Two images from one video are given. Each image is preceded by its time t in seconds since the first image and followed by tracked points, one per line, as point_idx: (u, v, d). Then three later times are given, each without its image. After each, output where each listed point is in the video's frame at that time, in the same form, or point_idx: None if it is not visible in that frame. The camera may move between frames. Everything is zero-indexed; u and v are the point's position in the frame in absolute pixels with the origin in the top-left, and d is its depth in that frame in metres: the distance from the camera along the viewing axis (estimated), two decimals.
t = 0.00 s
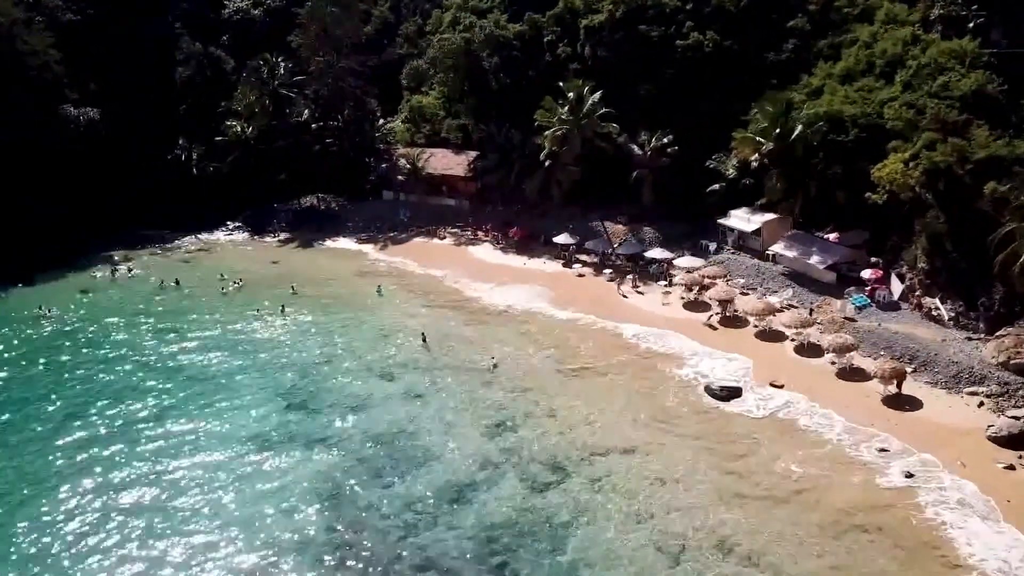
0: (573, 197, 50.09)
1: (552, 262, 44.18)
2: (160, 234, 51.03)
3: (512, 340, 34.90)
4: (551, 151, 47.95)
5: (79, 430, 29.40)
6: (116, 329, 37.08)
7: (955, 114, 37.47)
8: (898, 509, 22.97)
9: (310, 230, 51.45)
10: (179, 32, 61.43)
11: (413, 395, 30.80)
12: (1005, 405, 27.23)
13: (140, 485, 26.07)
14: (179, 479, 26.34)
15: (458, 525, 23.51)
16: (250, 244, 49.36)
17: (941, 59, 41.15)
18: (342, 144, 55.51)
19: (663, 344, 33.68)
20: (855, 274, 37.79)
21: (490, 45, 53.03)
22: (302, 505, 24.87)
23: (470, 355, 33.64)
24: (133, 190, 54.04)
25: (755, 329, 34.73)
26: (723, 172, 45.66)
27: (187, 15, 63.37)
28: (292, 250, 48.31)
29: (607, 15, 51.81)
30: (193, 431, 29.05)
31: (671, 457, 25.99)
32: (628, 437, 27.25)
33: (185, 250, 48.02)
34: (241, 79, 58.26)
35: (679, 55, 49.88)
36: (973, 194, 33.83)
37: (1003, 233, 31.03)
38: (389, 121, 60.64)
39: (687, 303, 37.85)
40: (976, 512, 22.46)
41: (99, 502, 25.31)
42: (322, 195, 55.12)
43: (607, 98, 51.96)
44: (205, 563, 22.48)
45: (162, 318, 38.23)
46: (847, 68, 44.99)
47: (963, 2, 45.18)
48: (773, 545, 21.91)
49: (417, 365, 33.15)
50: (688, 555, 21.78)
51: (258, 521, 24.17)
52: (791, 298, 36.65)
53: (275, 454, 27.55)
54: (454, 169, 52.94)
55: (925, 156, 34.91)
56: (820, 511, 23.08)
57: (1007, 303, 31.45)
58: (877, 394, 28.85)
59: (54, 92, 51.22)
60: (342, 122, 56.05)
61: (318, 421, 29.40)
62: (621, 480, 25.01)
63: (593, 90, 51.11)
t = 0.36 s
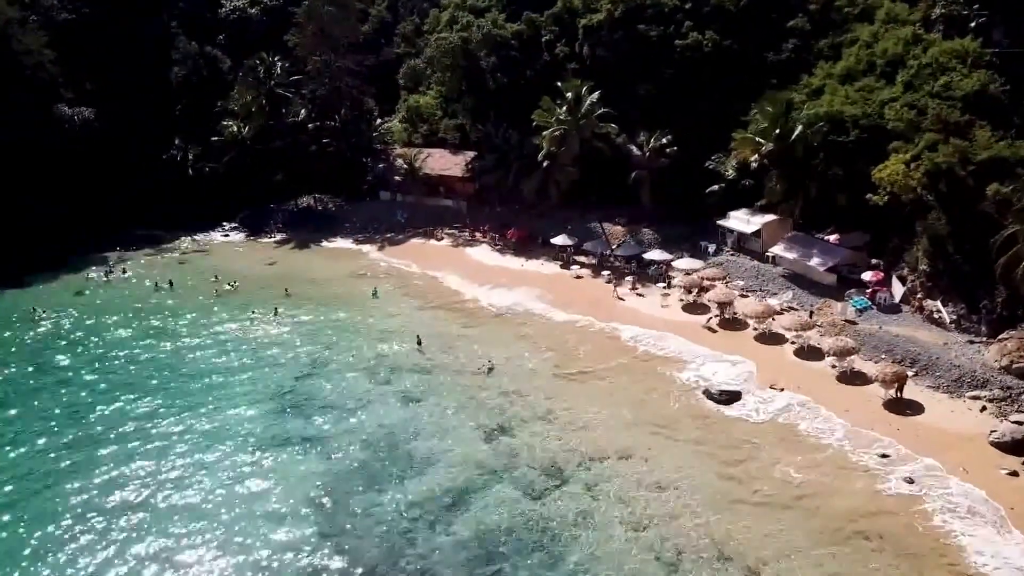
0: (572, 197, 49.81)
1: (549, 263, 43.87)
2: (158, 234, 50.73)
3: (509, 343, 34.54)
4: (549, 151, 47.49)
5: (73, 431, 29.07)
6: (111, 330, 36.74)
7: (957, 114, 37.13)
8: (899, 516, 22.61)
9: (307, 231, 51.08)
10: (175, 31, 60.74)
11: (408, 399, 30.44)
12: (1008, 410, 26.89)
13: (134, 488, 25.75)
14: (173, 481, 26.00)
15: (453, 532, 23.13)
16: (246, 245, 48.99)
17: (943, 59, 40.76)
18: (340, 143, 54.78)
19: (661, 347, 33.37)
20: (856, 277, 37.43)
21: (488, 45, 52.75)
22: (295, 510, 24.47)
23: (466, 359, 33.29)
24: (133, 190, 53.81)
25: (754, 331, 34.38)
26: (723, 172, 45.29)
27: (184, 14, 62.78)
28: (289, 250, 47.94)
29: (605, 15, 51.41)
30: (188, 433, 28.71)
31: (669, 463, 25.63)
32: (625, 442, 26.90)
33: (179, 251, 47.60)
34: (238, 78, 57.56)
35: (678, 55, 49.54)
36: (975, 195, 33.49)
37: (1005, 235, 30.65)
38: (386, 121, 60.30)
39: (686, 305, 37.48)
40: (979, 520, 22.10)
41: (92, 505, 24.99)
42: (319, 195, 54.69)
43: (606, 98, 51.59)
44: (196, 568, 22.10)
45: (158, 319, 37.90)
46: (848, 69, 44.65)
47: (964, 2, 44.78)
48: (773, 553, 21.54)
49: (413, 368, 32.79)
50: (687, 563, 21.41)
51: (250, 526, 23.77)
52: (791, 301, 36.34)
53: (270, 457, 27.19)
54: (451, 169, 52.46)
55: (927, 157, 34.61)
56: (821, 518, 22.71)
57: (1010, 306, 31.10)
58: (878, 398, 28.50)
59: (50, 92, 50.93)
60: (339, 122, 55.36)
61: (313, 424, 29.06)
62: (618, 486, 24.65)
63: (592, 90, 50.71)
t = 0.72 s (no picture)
0: (570, 197, 49.78)
1: (547, 262, 43.79)
2: (156, 233, 50.54)
3: (507, 343, 34.44)
4: (547, 150, 47.38)
5: (70, 432, 28.90)
6: (108, 330, 36.59)
7: (956, 113, 36.98)
8: (897, 517, 22.53)
9: (304, 230, 50.91)
10: (172, 28, 60.79)
11: (405, 399, 30.35)
12: (1006, 410, 26.82)
13: (131, 488, 25.59)
14: (170, 481, 25.84)
15: (449, 533, 23.02)
16: (243, 244, 48.88)
17: (942, 57, 40.64)
18: (338, 142, 55.00)
19: (660, 346, 33.26)
20: (855, 276, 37.26)
21: (485, 43, 52.32)
22: (291, 510, 24.30)
23: (464, 358, 33.18)
24: (132, 189, 53.65)
25: (752, 331, 34.26)
26: (722, 172, 45.08)
27: (179, 12, 63.20)
28: (286, 249, 47.79)
29: (604, 13, 51.17)
30: (185, 433, 28.55)
31: (666, 463, 25.54)
32: (623, 442, 26.82)
33: (176, 249, 47.44)
34: (236, 77, 57.50)
35: (676, 54, 49.46)
36: (975, 194, 33.37)
37: (1004, 235, 30.57)
38: (384, 119, 60.19)
39: (685, 304, 37.37)
40: (977, 522, 22.02)
41: (88, 506, 24.83)
42: (316, 193, 54.46)
43: (605, 97, 51.46)
44: (192, 569, 21.95)
45: (155, 318, 37.73)
46: (847, 67, 44.55)
47: None
48: (770, 554, 21.46)
49: (411, 368, 32.69)
50: (683, 564, 21.32)
51: (247, 526, 23.63)
52: (789, 300, 36.27)
53: (267, 457, 27.05)
54: (449, 169, 52.62)
55: (926, 155, 34.44)
56: (819, 519, 22.64)
57: (1009, 305, 30.99)
58: (876, 398, 28.43)
59: (46, 90, 50.70)
60: (337, 121, 55.51)
61: (309, 425, 28.93)
62: (615, 487, 24.54)
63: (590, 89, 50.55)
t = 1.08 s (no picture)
0: (569, 196, 49.72)
1: (546, 261, 43.76)
2: (155, 232, 50.39)
3: (507, 342, 34.39)
4: (546, 149, 47.44)
5: (68, 431, 28.80)
6: (107, 329, 36.53)
7: (956, 112, 36.85)
8: (896, 518, 22.48)
9: (304, 229, 50.84)
10: (171, 28, 60.87)
11: (404, 398, 30.30)
12: (1005, 410, 26.79)
13: (129, 489, 25.49)
14: (169, 482, 25.73)
15: (447, 534, 22.95)
16: (243, 243, 48.85)
17: (941, 56, 40.62)
18: (337, 141, 54.98)
19: (659, 347, 33.18)
20: (854, 276, 37.19)
21: (484, 42, 52.40)
22: (288, 511, 24.19)
23: (462, 358, 33.11)
24: (132, 188, 53.66)
25: (751, 330, 34.24)
26: (720, 171, 45.04)
27: (178, 12, 63.55)
28: (285, 249, 47.71)
29: (603, 12, 51.12)
30: (183, 433, 28.46)
31: (664, 463, 25.50)
32: (622, 442, 26.77)
33: (175, 249, 47.39)
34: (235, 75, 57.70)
35: (676, 53, 49.56)
36: (975, 193, 33.31)
37: (1003, 234, 30.54)
38: (383, 118, 60.17)
39: (684, 304, 37.34)
40: (976, 523, 21.98)
41: (86, 506, 24.70)
42: (315, 192, 54.37)
43: (604, 96, 51.39)
44: (192, 568, 21.94)
45: (154, 318, 37.65)
46: (847, 66, 44.47)
47: None
48: (769, 555, 21.40)
49: (409, 367, 32.64)
50: (682, 565, 21.27)
51: (246, 525, 23.62)
52: (788, 300, 36.24)
53: (265, 457, 26.97)
54: (448, 168, 52.58)
55: (925, 155, 34.33)
56: (818, 519, 22.60)
57: (1008, 305, 30.96)
58: (875, 398, 28.41)
59: (45, 90, 50.58)
60: (336, 120, 56.36)
61: (308, 425, 28.85)
62: (614, 487, 24.49)
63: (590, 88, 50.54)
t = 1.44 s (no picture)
0: (568, 195, 49.61)
1: (546, 260, 43.69)
2: (153, 230, 50.21)
3: (506, 341, 34.34)
4: (546, 147, 47.37)
5: (69, 430, 28.69)
6: (106, 327, 36.47)
7: (956, 110, 36.91)
8: (896, 517, 22.41)
9: (303, 228, 50.74)
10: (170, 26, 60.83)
11: (402, 397, 30.23)
12: (1005, 408, 26.72)
13: (130, 487, 25.39)
14: (169, 480, 25.65)
15: (444, 533, 22.89)
16: (242, 241, 48.79)
17: (941, 54, 40.56)
18: (336, 140, 54.92)
19: (659, 347, 32.99)
20: (854, 274, 37.14)
21: (484, 40, 52.33)
22: (284, 510, 24.12)
23: (461, 357, 33.04)
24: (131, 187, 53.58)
25: (751, 329, 34.16)
26: (719, 169, 44.94)
27: (178, 10, 63.71)
28: (283, 247, 47.59)
29: (602, 10, 51.09)
30: (184, 432, 28.39)
31: (663, 462, 25.45)
32: (622, 441, 26.71)
33: (174, 247, 47.32)
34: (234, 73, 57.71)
35: (676, 51, 49.36)
36: (973, 192, 33.43)
37: (1003, 232, 30.49)
38: (382, 116, 60.09)
39: (684, 302, 37.26)
40: (975, 522, 21.93)
41: (87, 505, 24.60)
42: (314, 190, 54.18)
43: (603, 94, 51.33)
44: (191, 566, 21.91)
45: (153, 317, 37.57)
46: (846, 64, 44.40)
47: None
48: (768, 554, 21.33)
49: (408, 365, 32.60)
50: (681, 564, 21.19)
51: (245, 522, 23.59)
52: (788, 298, 36.16)
53: (264, 455, 26.90)
54: (447, 166, 52.50)
55: (925, 153, 34.57)
56: (817, 518, 22.56)
57: (1008, 303, 30.89)
58: (875, 396, 28.34)
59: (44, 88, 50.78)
60: (335, 119, 56.27)
61: (307, 423, 28.76)
62: (613, 486, 24.42)
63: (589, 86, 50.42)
